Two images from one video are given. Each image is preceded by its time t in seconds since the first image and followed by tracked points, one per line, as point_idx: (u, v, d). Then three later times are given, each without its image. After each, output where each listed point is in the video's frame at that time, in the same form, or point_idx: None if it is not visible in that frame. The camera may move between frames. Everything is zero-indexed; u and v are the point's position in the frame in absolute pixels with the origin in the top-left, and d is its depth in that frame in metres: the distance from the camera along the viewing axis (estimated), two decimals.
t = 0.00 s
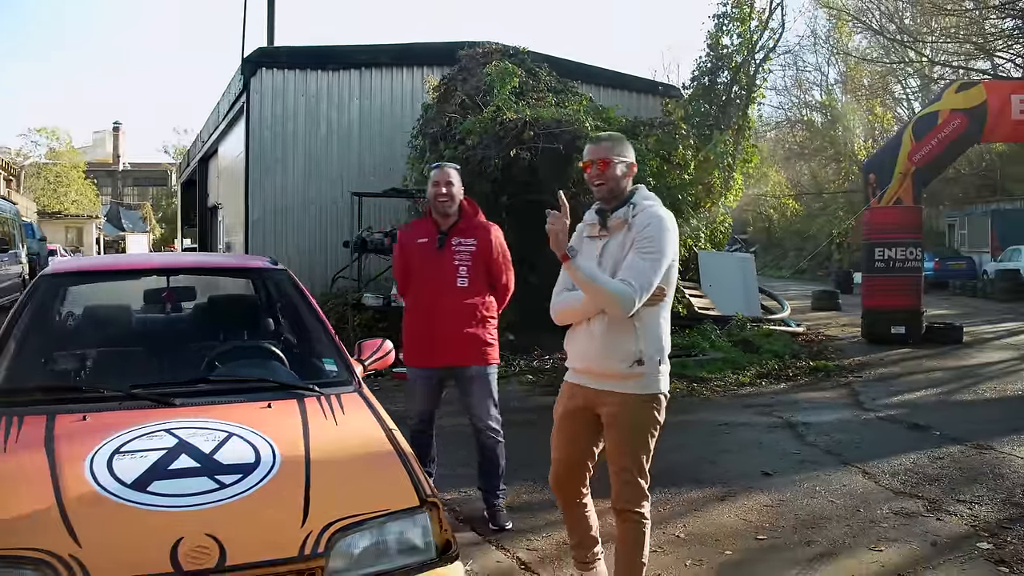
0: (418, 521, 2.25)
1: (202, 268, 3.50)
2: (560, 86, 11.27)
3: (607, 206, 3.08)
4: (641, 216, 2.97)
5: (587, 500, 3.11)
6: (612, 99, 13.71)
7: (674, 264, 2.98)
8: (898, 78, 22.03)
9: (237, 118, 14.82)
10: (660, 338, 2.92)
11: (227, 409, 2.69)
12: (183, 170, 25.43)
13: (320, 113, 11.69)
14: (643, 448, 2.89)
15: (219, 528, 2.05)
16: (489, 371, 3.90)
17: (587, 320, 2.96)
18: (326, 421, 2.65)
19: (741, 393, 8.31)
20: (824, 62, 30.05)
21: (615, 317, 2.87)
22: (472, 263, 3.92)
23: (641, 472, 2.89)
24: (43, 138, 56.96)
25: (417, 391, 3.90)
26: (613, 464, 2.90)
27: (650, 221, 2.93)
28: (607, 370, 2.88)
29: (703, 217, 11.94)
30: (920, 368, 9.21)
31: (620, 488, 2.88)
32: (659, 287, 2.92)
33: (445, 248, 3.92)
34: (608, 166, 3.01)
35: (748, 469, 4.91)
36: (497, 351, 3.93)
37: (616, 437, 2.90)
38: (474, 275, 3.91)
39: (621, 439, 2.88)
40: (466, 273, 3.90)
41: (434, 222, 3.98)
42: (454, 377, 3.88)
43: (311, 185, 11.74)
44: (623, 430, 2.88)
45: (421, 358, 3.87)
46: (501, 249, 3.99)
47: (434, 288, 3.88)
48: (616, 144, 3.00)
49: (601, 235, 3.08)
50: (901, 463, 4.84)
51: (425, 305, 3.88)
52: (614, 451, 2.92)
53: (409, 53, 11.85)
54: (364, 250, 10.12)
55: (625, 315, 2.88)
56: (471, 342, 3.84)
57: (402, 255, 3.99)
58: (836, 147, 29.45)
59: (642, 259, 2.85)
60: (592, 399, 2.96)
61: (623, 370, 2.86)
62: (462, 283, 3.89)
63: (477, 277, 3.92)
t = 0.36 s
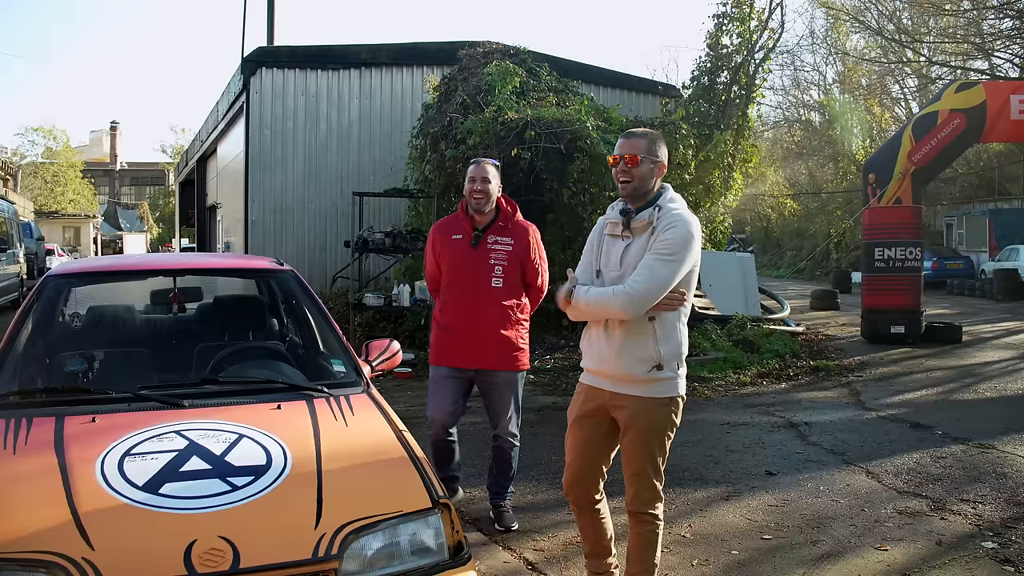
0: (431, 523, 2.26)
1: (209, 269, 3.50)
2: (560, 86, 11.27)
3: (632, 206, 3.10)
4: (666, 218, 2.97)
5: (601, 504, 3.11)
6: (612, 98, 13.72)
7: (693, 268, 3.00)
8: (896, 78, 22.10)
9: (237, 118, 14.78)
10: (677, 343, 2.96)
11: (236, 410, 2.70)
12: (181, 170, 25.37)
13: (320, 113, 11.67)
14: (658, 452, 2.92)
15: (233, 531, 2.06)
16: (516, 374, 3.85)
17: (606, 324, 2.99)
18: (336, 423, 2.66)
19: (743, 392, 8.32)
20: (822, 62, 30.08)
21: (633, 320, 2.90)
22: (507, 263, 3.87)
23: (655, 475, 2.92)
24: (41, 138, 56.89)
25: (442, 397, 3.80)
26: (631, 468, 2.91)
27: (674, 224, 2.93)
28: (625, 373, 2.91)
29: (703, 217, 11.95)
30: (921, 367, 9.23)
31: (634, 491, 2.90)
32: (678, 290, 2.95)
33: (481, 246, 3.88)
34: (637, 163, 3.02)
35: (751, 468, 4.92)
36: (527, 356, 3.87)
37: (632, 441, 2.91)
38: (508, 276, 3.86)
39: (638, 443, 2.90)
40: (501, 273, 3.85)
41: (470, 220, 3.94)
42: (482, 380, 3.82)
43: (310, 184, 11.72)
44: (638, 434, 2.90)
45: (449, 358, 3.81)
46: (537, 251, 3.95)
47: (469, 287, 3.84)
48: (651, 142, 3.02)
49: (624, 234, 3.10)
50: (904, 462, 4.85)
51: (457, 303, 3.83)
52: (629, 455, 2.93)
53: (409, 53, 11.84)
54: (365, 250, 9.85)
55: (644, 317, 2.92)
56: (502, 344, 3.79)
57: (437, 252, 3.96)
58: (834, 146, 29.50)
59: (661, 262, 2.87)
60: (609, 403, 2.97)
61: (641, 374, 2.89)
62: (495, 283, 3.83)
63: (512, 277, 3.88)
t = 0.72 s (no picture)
0: (436, 531, 2.23)
1: (206, 272, 3.44)
2: (552, 85, 11.23)
3: (635, 206, 3.07)
4: (666, 219, 2.94)
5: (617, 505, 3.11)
6: (601, 97, 13.69)
7: (692, 271, 2.97)
8: (883, 78, 22.21)
9: (226, 117, 14.64)
10: (674, 344, 2.92)
11: (235, 415, 2.66)
12: (168, 169, 25.18)
13: (309, 112, 11.56)
14: (659, 454, 2.89)
15: (236, 540, 2.01)
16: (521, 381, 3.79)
17: (605, 327, 2.97)
18: (337, 428, 2.62)
19: (736, 393, 8.31)
20: (809, 62, 30.19)
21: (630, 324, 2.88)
22: (509, 265, 3.80)
23: (656, 477, 2.89)
24: (25, 137, 56.38)
25: (457, 407, 3.74)
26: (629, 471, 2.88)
27: (674, 226, 2.90)
28: (621, 377, 2.88)
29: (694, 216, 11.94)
30: (912, 367, 9.27)
31: (634, 494, 2.87)
32: (677, 292, 2.91)
33: (481, 249, 3.82)
34: (642, 159, 3.00)
35: (748, 470, 4.91)
36: (531, 361, 3.82)
37: (630, 444, 2.88)
38: (510, 279, 3.79)
39: (635, 447, 2.87)
40: (503, 276, 3.78)
41: (469, 221, 3.87)
42: (487, 387, 3.77)
43: (299, 183, 11.60)
44: (637, 438, 2.87)
45: (453, 366, 3.74)
46: (538, 253, 3.88)
47: (470, 291, 3.77)
48: (660, 141, 3.01)
49: (624, 235, 3.07)
50: (900, 463, 4.85)
51: (459, 309, 3.77)
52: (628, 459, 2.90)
53: (399, 52, 11.77)
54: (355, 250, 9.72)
55: (640, 320, 2.89)
56: (507, 349, 3.72)
57: (436, 255, 3.89)
58: (822, 146, 29.63)
59: (658, 266, 2.84)
60: (607, 406, 2.95)
61: (636, 377, 2.86)
62: (497, 286, 3.77)
63: (515, 280, 3.81)
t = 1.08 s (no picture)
0: (432, 543, 2.14)
1: (187, 274, 3.34)
2: (529, 84, 11.15)
3: (611, 209, 2.99)
4: (645, 218, 2.86)
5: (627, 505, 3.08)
6: (577, 97, 13.63)
7: (676, 267, 2.90)
8: (855, 79, 22.40)
9: (197, 115, 14.38)
10: (665, 340, 2.86)
11: (219, 423, 2.56)
12: (138, 168, 24.71)
13: (283, 111, 11.38)
14: (649, 453, 2.81)
15: (226, 554, 1.92)
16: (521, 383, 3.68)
17: (593, 330, 2.90)
18: (327, 437, 2.54)
19: (715, 393, 8.29)
20: (782, 63, 30.39)
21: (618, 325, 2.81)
22: (499, 262, 3.70)
23: (647, 476, 2.81)
24: None
25: (449, 412, 3.69)
26: (619, 468, 2.81)
27: (654, 225, 2.82)
28: (611, 376, 2.82)
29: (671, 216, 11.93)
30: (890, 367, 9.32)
31: (623, 494, 2.80)
32: (663, 289, 2.85)
33: (470, 246, 3.71)
34: (612, 160, 2.91)
35: (733, 472, 4.86)
36: (529, 363, 3.72)
37: (620, 443, 2.82)
38: (501, 277, 3.69)
39: (626, 444, 2.80)
40: (493, 275, 3.68)
41: (457, 218, 3.77)
42: (485, 391, 3.67)
43: (274, 182, 11.39)
44: (626, 436, 2.80)
45: (448, 369, 3.64)
46: (529, 250, 3.79)
47: (461, 291, 3.67)
48: (627, 142, 2.92)
49: (604, 239, 2.99)
50: (884, 464, 4.85)
51: (451, 310, 3.66)
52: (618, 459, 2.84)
53: (374, 51, 11.65)
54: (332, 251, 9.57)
55: (629, 320, 2.83)
56: (501, 350, 3.62)
57: (425, 254, 3.80)
58: (795, 147, 29.85)
59: (641, 266, 2.76)
60: (600, 405, 2.89)
61: (627, 375, 2.80)
62: (488, 286, 3.67)
63: (506, 278, 3.71)
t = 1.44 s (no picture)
0: (425, 552, 2.07)
1: (165, 276, 3.24)
2: (505, 84, 11.08)
3: (586, 215, 2.94)
4: (628, 218, 2.83)
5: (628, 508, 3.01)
6: (553, 97, 13.58)
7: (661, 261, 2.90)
8: (827, 81, 22.60)
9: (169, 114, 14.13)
10: (662, 332, 2.85)
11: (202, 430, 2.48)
12: (107, 167, 24.30)
13: (256, 110, 11.20)
14: (656, 444, 2.77)
15: (213, 566, 1.83)
16: (532, 393, 3.60)
17: (588, 335, 2.84)
18: (312, 442, 2.46)
19: (694, 394, 8.28)
20: (755, 65, 30.64)
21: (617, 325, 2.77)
22: (508, 267, 3.63)
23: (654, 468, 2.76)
24: None
25: (450, 416, 3.65)
26: (627, 464, 2.77)
27: (638, 224, 2.80)
28: (614, 372, 2.79)
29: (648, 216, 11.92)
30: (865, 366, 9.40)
31: (630, 486, 2.74)
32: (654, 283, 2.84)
33: (481, 249, 3.67)
34: (577, 172, 2.89)
35: (716, 473, 4.84)
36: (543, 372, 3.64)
37: (626, 435, 2.78)
38: (510, 282, 3.62)
39: (633, 439, 2.76)
40: (502, 279, 3.62)
41: (473, 220, 3.74)
42: (489, 398, 3.62)
43: (247, 182, 11.21)
44: (632, 428, 2.77)
45: (453, 374, 3.61)
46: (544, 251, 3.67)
47: (471, 295, 3.64)
48: (588, 147, 2.90)
49: (584, 244, 2.93)
50: (866, 464, 4.85)
51: (459, 314, 3.64)
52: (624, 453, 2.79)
53: (348, 49, 11.52)
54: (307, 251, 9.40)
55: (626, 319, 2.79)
56: (510, 357, 3.55)
57: (443, 255, 3.82)
58: (768, 148, 30.08)
59: (634, 265, 2.73)
60: (603, 404, 2.85)
61: (631, 370, 2.77)
62: (496, 290, 3.62)
63: (515, 284, 3.62)
